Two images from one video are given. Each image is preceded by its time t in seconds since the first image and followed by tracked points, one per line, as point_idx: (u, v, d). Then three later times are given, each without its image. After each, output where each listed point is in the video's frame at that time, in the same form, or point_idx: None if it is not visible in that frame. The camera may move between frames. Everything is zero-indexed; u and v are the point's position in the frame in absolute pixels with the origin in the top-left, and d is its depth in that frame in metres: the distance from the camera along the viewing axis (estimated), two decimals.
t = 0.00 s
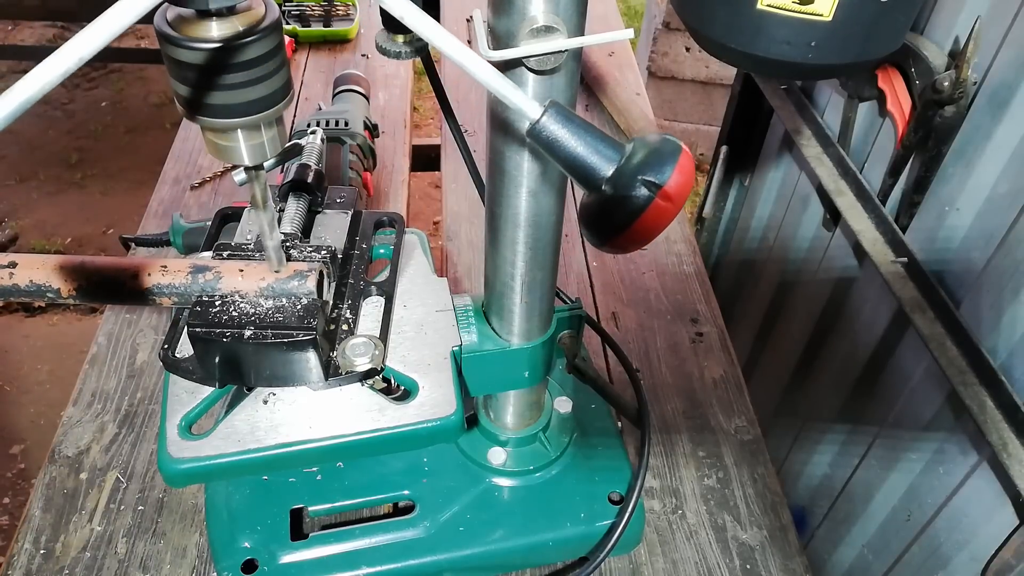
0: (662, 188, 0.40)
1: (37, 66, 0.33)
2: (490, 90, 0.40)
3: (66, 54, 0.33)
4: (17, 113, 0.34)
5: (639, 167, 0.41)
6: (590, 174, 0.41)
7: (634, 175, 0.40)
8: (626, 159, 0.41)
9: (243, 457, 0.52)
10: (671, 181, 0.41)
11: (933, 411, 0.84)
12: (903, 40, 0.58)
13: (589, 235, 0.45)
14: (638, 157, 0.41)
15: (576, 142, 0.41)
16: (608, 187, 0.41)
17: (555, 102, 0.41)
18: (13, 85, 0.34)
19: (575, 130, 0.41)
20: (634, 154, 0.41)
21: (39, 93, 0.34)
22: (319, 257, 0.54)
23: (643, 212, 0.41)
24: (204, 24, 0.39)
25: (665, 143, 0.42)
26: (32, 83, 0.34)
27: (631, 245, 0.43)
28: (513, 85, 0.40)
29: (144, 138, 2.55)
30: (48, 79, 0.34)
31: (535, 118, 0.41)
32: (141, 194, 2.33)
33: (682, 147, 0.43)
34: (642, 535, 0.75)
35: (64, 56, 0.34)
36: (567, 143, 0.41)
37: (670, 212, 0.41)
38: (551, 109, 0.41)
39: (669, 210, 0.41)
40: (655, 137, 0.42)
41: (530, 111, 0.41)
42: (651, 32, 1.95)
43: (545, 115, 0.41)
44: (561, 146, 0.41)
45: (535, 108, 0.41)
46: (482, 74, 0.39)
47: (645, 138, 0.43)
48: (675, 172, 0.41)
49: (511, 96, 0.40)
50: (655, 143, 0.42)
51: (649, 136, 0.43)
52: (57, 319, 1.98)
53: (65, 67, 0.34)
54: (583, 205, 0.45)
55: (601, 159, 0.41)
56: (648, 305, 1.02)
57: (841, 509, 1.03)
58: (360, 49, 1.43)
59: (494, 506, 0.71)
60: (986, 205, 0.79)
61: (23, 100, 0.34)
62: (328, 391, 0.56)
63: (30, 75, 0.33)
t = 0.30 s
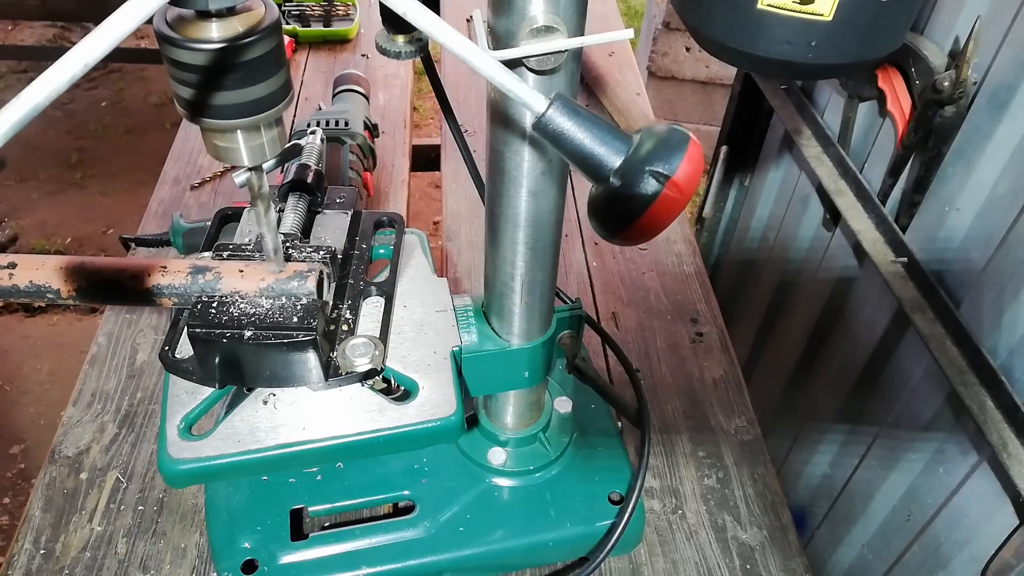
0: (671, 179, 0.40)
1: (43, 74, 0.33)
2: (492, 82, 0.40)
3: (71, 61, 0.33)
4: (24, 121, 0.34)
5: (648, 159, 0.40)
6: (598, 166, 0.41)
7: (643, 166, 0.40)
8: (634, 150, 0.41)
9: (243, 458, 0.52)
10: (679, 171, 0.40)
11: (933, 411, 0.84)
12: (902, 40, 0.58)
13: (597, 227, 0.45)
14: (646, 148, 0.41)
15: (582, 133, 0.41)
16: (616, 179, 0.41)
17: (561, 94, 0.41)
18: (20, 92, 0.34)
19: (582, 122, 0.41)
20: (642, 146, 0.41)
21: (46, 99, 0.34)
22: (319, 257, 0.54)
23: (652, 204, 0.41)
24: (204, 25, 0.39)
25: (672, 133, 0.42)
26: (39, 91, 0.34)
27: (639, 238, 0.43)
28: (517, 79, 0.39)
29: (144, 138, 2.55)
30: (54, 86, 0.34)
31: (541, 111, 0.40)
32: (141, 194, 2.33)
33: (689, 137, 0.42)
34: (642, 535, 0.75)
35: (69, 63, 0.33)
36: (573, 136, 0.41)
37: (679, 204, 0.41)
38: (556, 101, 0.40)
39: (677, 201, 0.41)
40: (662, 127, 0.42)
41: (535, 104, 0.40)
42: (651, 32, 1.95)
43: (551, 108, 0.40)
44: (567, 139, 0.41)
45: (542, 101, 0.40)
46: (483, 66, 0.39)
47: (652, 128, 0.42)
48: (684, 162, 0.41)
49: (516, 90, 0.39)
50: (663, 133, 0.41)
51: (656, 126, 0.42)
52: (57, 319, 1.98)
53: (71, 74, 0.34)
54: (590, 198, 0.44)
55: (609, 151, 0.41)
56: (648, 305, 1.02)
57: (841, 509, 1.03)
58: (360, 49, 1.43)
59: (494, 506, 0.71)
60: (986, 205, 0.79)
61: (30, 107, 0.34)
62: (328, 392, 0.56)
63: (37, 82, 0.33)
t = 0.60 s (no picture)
0: (677, 172, 0.40)
1: (47, 79, 0.33)
2: (494, 79, 0.40)
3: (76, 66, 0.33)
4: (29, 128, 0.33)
5: (653, 152, 0.40)
6: (603, 160, 0.41)
7: (648, 160, 0.40)
8: (639, 144, 0.41)
9: (243, 458, 0.52)
10: (685, 164, 0.40)
11: (933, 411, 0.84)
12: (902, 40, 0.58)
13: (604, 222, 0.45)
14: (651, 141, 0.41)
15: (587, 128, 0.41)
16: (622, 172, 0.41)
17: (564, 89, 0.41)
18: (24, 100, 0.33)
19: (586, 116, 0.41)
20: (647, 139, 0.41)
21: (51, 106, 0.34)
22: (319, 257, 0.54)
23: (658, 197, 0.40)
24: (203, 26, 0.39)
25: (678, 126, 0.41)
26: (43, 97, 0.33)
27: (645, 232, 0.43)
28: (520, 75, 0.39)
29: (144, 138, 2.55)
30: (58, 91, 0.33)
31: (544, 107, 0.40)
32: (141, 194, 2.32)
33: (695, 129, 0.42)
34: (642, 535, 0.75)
35: (74, 68, 0.33)
36: (578, 130, 0.41)
37: (685, 197, 0.41)
38: (560, 96, 0.40)
39: (684, 194, 0.41)
40: (668, 120, 0.42)
41: (540, 99, 0.40)
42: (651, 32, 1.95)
43: (555, 105, 0.40)
44: (572, 134, 0.41)
45: (545, 97, 0.40)
46: (486, 63, 0.38)
47: (658, 120, 0.42)
48: (690, 155, 0.40)
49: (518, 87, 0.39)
50: (668, 126, 0.41)
51: (662, 118, 0.42)
52: (57, 319, 1.98)
53: (75, 78, 0.33)
54: (597, 192, 0.44)
55: (614, 145, 0.41)
56: (648, 305, 1.01)
57: (841, 509, 1.03)
58: (360, 49, 1.43)
59: (494, 506, 0.71)
60: (986, 205, 0.79)
61: (35, 114, 0.33)
62: (328, 392, 0.56)
63: (41, 88, 0.33)
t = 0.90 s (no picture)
0: (683, 166, 0.40)
1: (52, 84, 0.33)
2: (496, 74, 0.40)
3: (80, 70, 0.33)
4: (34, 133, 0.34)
5: (658, 146, 0.40)
6: (608, 156, 0.41)
7: (654, 155, 0.40)
8: (644, 138, 0.41)
9: (243, 459, 0.52)
10: (690, 158, 0.40)
11: (933, 411, 0.84)
12: (902, 41, 0.58)
13: (607, 217, 0.44)
14: (656, 135, 0.41)
15: (591, 123, 0.40)
16: (628, 167, 0.41)
17: (568, 84, 0.41)
18: (29, 104, 0.33)
19: (589, 110, 0.40)
20: (652, 134, 0.41)
21: (55, 111, 0.34)
22: (319, 257, 0.54)
23: (664, 191, 0.40)
24: (203, 26, 0.39)
25: (682, 119, 0.41)
26: (47, 101, 0.33)
27: (650, 227, 0.43)
28: (523, 70, 0.39)
29: (144, 138, 2.55)
30: (63, 96, 0.33)
31: (547, 102, 0.40)
32: (141, 194, 2.32)
33: (699, 122, 0.42)
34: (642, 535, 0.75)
35: (78, 72, 0.33)
36: (582, 125, 0.40)
37: (690, 190, 0.41)
38: (564, 91, 0.40)
39: (688, 187, 0.41)
40: (671, 113, 0.42)
41: (543, 95, 0.40)
42: (651, 32, 1.95)
43: (558, 100, 0.40)
44: (576, 128, 0.40)
45: (549, 92, 0.40)
46: (487, 58, 0.38)
47: (661, 114, 0.42)
48: (695, 149, 0.41)
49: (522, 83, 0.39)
50: (673, 120, 0.41)
51: (665, 112, 0.42)
52: (57, 319, 1.98)
53: (79, 83, 0.33)
54: (600, 187, 0.44)
55: (619, 139, 0.41)
56: (647, 305, 1.01)
57: (841, 509, 1.03)
58: (360, 49, 1.43)
59: (494, 506, 0.72)
60: (986, 205, 0.79)
61: (40, 119, 0.34)
62: (327, 393, 0.56)
63: (46, 93, 0.33)
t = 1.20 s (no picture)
0: (688, 160, 0.40)
1: (55, 89, 0.33)
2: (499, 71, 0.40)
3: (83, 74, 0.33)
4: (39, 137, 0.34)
5: (663, 140, 0.40)
6: (613, 151, 0.41)
7: (658, 148, 0.40)
8: (648, 132, 0.41)
9: (243, 459, 0.52)
10: (695, 151, 0.40)
11: (933, 411, 0.84)
12: (902, 40, 0.58)
13: (614, 214, 0.44)
14: (661, 129, 0.41)
15: (595, 118, 0.40)
16: (633, 162, 0.41)
17: (571, 80, 0.41)
18: (33, 109, 0.33)
19: (593, 106, 0.40)
20: (657, 128, 0.41)
21: (60, 116, 0.34)
22: (319, 257, 0.54)
23: (670, 185, 0.40)
24: (203, 27, 0.39)
25: (687, 113, 0.41)
26: (52, 106, 0.33)
27: (655, 223, 0.43)
28: (525, 66, 0.39)
29: (144, 138, 2.55)
30: (67, 101, 0.33)
31: (550, 98, 0.40)
32: (141, 194, 2.32)
33: (704, 116, 0.42)
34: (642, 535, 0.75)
35: (81, 76, 0.33)
36: (586, 120, 0.40)
37: (696, 184, 0.41)
38: (567, 86, 0.40)
39: (694, 181, 0.41)
40: (677, 107, 0.42)
41: (546, 90, 0.40)
42: (652, 33, 1.95)
43: (561, 96, 0.40)
44: (579, 124, 0.40)
45: (552, 87, 0.40)
46: (488, 53, 0.38)
47: (667, 108, 0.42)
48: (700, 142, 0.40)
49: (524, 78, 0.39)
50: (677, 113, 0.41)
51: (671, 106, 0.42)
52: (57, 319, 1.98)
53: (83, 88, 0.34)
54: (607, 184, 0.44)
55: (623, 134, 0.41)
56: (647, 305, 1.01)
57: (841, 509, 1.03)
58: (360, 49, 1.43)
59: (494, 506, 0.72)
60: (986, 205, 0.79)
61: (44, 124, 0.34)
62: (327, 393, 0.56)
63: (50, 98, 0.33)
